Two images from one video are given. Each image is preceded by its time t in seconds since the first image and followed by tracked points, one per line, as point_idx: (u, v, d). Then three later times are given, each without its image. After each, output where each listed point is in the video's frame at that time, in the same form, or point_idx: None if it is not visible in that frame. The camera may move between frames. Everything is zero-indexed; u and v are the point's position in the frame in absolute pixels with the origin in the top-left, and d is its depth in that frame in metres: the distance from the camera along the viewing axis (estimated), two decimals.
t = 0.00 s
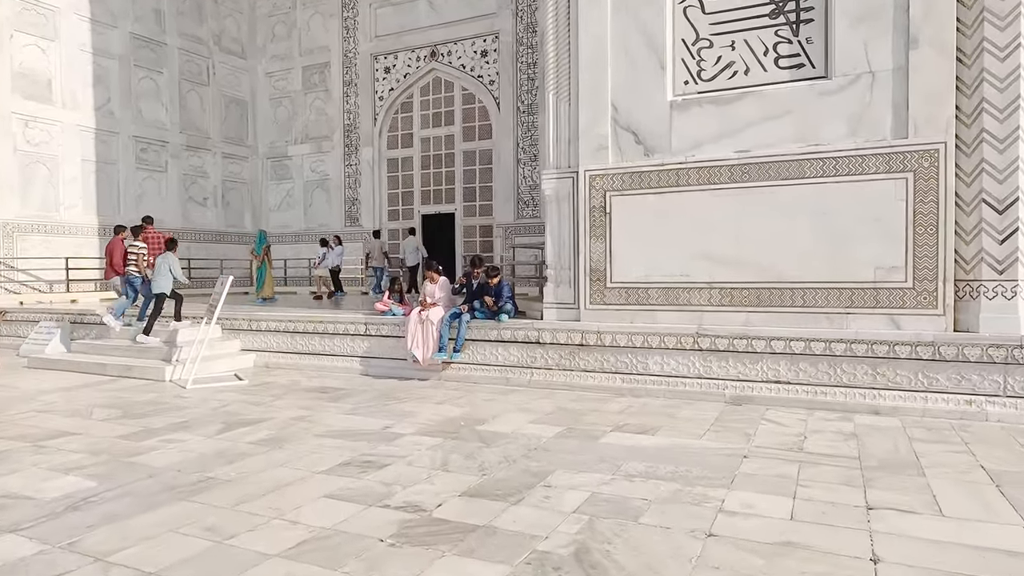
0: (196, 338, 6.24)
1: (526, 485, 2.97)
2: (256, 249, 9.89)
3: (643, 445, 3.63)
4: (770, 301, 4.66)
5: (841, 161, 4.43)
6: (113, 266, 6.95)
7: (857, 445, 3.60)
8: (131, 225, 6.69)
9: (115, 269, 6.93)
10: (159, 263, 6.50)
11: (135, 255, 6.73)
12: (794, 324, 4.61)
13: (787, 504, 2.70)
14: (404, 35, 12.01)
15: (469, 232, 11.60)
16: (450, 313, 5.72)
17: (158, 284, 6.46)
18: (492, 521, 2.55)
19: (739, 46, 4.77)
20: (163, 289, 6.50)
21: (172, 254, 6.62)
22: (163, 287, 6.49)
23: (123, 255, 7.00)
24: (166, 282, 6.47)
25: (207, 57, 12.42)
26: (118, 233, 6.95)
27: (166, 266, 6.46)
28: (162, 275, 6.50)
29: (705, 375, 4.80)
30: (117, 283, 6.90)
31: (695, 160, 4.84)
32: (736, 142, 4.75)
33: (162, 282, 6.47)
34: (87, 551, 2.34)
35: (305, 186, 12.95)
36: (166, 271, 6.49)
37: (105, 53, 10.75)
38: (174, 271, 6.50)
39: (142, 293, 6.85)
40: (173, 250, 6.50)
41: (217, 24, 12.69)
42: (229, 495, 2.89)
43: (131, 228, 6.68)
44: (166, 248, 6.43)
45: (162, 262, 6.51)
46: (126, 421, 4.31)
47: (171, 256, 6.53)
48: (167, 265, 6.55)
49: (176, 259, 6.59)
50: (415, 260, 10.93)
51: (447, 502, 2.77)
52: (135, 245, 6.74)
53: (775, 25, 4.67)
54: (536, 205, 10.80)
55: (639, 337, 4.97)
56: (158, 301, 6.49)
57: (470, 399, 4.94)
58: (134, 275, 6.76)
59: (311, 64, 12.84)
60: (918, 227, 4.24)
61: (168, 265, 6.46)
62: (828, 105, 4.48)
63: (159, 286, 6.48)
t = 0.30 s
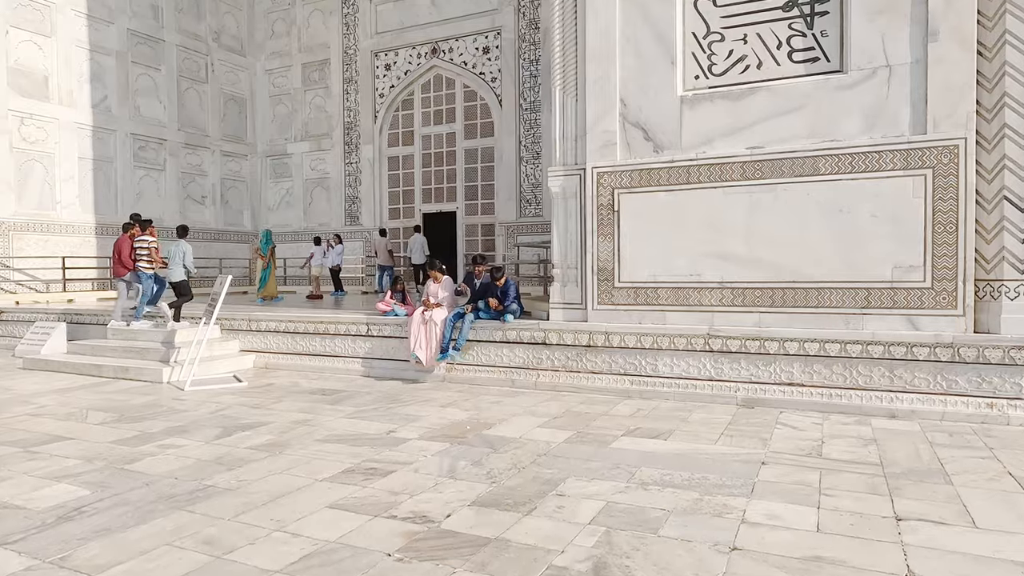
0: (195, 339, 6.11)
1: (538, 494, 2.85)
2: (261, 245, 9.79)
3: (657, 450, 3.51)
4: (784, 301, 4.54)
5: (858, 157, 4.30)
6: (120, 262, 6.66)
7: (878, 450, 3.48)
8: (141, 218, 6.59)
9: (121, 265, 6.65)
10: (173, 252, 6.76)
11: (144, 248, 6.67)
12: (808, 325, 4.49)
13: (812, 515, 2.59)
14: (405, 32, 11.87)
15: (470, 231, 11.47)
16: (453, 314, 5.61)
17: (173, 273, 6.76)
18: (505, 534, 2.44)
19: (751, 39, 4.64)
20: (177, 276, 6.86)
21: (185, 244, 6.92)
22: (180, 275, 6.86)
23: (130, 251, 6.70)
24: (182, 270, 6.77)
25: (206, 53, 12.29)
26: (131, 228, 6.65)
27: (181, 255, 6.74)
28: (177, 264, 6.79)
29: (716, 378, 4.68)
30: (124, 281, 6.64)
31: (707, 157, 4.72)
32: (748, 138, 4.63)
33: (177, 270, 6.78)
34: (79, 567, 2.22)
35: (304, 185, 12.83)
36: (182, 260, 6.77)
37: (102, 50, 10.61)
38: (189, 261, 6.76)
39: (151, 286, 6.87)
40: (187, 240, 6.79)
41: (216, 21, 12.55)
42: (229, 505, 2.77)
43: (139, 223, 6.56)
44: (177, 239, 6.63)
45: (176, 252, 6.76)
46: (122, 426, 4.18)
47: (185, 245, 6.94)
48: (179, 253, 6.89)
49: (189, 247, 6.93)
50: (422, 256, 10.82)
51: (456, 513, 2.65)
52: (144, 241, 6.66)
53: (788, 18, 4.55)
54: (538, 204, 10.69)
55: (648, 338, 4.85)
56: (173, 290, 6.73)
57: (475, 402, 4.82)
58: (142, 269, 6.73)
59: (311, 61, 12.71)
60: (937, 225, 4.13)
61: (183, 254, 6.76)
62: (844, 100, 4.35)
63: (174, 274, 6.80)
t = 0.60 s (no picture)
0: (196, 339, 6.01)
1: (551, 503, 2.75)
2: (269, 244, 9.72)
3: (672, 456, 3.40)
4: (799, 302, 4.43)
5: (876, 154, 4.19)
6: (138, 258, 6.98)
7: (900, 455, 3.38)
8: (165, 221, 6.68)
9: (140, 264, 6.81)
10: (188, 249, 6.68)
11: (160, 248, 6.77)
12: (823, 326, 4.38)
13: (838, 525, 2.48)
14: (407, 28, 11.76)
15: (474, 229, 11.36)
16: (459, 313, 5.50)
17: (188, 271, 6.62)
18: (519, 545, 2.33)
19: (765, 33, 4.53)
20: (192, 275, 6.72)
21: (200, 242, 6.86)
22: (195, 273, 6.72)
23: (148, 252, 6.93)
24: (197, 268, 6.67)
25: (207, 50, 12.19)
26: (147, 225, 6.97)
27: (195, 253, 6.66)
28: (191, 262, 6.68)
29: (729, 380, 4.58)
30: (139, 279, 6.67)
31: (719, 154, 4.61)
32: (762, 134, 4.52)
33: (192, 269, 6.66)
34: None
35: (306, 183, 12.72)
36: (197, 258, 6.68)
37: (102, 46, 10.51)
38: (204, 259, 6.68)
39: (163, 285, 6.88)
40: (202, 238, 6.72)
41: (217, 17, 12.45)
42: (231, 513, 2.67)
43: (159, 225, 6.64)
44: (194, 238, 6.60)
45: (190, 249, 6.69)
46: (121, 429, 4.08)
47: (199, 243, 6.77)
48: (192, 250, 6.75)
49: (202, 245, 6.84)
50: (431, 256, 10.92)
51: (467, 522, 2.55)
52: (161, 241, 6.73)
53: (804, 11, 4.43)
54: (542, 202, 10.58)
55: (659, 338, 4.75)
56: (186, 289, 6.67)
57: (482, 404, 4.72)
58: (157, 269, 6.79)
59: (313, 58, 12.60)
60: (957, 223, 4.02)
61: (196, 252, 6.67)
62: (861, 95, 4.24)
63: (187, 272, 6.67)
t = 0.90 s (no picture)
0: (193, 339, 5.91)
1: (561, 510, 2.65)
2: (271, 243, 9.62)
3: (684, 461, 3.30)
4: (810, 301, 4.33)
5: (890, 150, 4.08)
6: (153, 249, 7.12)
7: (918, 460, 3.28)
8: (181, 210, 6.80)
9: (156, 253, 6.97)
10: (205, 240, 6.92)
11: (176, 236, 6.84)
12: (836, 326, 4.27)
13: (862, 535, 2.38)
14: (407, 24, 11.64)
15: (475, 227, 11.26)
16: (461, 313, 5.39)
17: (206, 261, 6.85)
18: (529, 557, 2.23)
19: (776, 26, 4.42)
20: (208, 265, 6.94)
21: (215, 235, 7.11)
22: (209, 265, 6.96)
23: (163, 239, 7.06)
24: (212, 258, 6.92)
25: (205, 46, 12.06)
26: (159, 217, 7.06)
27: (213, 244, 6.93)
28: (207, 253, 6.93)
29: (738, 381, 4.49)
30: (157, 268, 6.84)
31: (729, 150, 4.50)
32: (773, 129, 4.42)
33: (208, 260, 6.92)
34: None
35: (305, 180, 12.60)
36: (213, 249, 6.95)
37: (99, 42, 10.38)
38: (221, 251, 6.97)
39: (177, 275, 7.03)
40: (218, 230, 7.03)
41: (216, 13, 12.32)
42: (228, 522, 2.56)
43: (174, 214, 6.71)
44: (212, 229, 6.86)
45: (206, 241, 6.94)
46: (116, 431, 3.97)
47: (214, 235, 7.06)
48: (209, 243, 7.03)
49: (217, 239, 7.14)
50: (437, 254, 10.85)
51: (474, 532, 2.44)
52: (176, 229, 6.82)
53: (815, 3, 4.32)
54: (544, 200, 10.48)
55: (667, 339, 4.65)
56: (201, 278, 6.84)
57: (486, 406, 4.62)
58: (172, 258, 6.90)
59: (312, 54, 12.48)
60: (973, 221, 3.92)
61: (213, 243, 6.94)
62: (875, 89, 4.14)
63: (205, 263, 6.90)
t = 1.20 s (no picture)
0: (186, 342, 5.78)
1: (569, 523, 2.54)
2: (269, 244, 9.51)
3: (693, 469, 3.20)
4: (817, 303, 4.24)
5: (900, 149, 4.00)
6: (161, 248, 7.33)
7: (934, 467, 3.19)
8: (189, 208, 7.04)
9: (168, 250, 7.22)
10: (210, 235, 7.32)
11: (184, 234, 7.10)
12: (844, 329, 4.18)
13: (884, 549, 2.29)
14: (404, 23, 11.53)
15: (472, 227, 11.15)
16: (460, 315, 5.27)
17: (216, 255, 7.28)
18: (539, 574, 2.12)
19: (784, 22, 4.33)
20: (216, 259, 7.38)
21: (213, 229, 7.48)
22: (215, 259, 7.41)
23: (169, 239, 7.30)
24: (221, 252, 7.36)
25: (198, 44, 11.91)
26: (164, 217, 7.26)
27: (218, 239, 7.37)
28: (214, 247, 7.36)
29: (743, 385, 4.40)
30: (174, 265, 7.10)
31: (735, 149, 4.41)
32: (780, 128, 4.33)
33: (216, 254, 7.37)
34: None
35: (300, 180, 12.47)
36: (219, 244, 7.38)
37: (90, 39, 10.22)
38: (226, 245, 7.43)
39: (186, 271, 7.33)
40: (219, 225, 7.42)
41: (210, 11, 12.17)
42: (222, 536, 2.44)
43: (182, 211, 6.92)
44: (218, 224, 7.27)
45: (211, 236, 7.34)
46: (105, 438, 3.84)
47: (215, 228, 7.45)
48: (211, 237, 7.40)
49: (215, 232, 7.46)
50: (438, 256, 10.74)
51: (480, 546, 2.34)
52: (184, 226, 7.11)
53: None
54: (542, 201, 10.38)
55: (671, 342, 4.55)
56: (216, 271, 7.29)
57: (486, 410, 4.50)
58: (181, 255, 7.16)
59: (307, 53, 12.34)
60: (986, 222, 3.83)
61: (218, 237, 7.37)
62: (884, 87, 4.05)
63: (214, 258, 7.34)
